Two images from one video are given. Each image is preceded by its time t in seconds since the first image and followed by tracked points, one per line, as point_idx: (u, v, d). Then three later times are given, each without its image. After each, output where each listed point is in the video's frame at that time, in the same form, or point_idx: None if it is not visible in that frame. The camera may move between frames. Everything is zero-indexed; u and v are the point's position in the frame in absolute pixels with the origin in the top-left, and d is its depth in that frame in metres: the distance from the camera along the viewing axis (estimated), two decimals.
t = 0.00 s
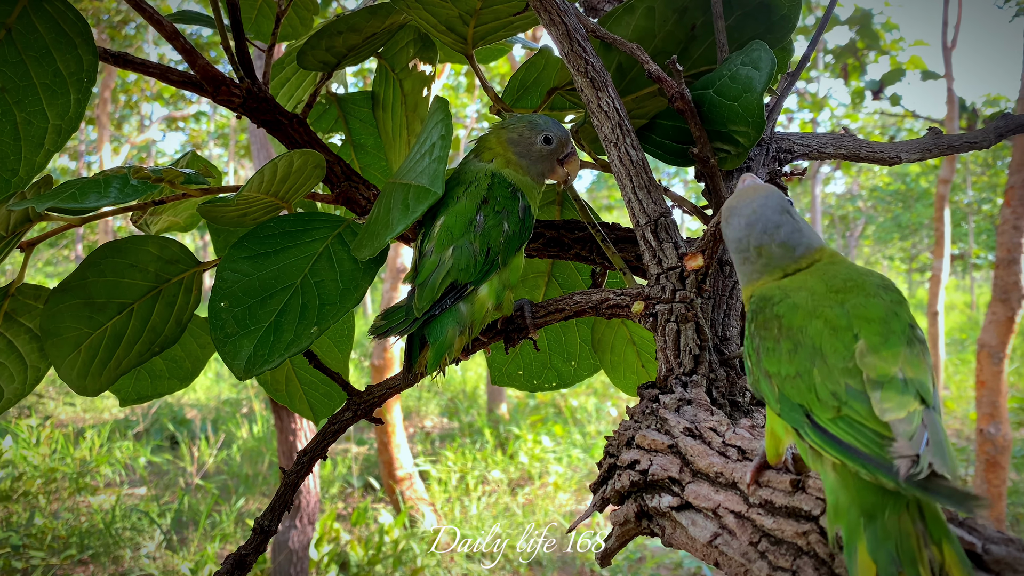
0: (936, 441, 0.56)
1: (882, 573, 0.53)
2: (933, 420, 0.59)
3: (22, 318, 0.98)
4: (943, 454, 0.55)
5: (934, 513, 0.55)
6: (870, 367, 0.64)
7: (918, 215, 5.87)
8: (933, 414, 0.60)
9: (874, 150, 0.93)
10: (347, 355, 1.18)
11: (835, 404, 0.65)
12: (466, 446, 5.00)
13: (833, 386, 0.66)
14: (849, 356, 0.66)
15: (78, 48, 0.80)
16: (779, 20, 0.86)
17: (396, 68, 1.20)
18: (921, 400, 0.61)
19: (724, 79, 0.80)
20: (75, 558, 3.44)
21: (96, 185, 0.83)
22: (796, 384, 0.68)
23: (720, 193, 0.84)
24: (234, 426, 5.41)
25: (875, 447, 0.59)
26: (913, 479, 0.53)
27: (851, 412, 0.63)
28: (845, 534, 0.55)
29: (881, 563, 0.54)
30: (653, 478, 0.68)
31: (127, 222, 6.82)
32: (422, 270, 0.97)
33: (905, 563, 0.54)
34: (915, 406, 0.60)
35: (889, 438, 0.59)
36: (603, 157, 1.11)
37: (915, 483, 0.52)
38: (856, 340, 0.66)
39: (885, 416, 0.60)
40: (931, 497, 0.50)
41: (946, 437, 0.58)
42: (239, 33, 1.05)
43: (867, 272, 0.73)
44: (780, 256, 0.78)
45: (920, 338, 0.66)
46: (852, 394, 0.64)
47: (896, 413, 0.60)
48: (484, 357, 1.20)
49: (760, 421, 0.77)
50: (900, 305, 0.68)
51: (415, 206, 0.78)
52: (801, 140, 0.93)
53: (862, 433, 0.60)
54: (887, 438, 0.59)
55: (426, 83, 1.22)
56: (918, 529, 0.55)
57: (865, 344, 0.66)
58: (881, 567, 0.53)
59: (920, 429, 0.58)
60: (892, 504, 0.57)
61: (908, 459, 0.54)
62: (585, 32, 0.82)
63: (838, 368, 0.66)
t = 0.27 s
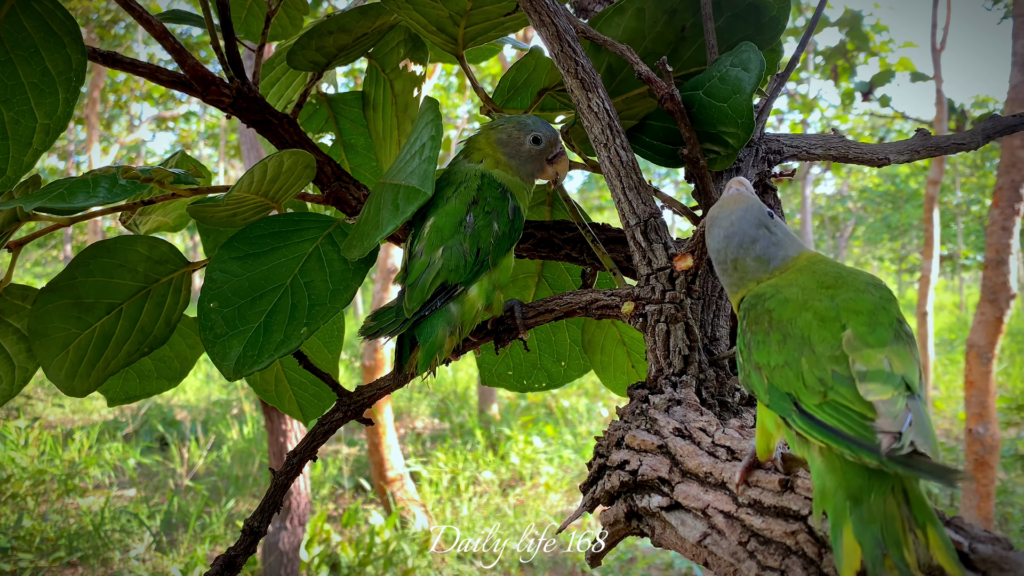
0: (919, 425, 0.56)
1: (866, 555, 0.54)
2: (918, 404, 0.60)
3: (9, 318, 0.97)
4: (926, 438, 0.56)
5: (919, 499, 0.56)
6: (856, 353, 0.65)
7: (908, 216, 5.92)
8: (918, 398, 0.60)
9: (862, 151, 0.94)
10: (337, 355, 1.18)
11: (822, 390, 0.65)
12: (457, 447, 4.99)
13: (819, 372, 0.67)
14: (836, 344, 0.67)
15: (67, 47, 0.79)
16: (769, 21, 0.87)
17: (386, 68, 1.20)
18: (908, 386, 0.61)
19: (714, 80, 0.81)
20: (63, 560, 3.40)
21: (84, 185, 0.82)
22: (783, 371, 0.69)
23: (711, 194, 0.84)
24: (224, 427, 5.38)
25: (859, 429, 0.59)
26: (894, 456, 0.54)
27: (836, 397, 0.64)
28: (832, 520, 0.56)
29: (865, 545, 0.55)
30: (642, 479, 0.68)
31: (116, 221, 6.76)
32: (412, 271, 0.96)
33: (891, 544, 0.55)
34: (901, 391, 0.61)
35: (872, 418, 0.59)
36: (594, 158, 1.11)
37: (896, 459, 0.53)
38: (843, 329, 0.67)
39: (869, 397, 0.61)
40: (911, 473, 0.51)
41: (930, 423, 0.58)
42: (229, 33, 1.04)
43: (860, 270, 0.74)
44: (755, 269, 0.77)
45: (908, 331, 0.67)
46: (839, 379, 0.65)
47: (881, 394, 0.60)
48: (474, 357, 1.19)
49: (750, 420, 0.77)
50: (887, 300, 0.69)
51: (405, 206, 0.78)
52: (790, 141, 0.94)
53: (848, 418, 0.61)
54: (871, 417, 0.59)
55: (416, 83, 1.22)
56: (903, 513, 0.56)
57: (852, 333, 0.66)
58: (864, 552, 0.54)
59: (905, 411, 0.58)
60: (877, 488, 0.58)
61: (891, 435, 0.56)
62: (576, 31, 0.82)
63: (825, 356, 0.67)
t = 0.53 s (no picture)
0: (922, 426, 0.56)
1: (874, 560, 0.54)
2: (918, 405, 0.60)
3: None
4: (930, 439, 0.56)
5: (926, 501, 0.56)
6: (854, 357, 0.65)
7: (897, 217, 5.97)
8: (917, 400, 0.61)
9: (856, 152, 0.94)
10: (331, 356, 1.17)
11: (821, 396, 0.65)
12: (449, 448, 4.98)
13: (819, 377, 0.66)
14: (833, 348, 0.67)
15: (58, 45, 0.78)
16: (765, 21, 0.87)
17: (380, 67, 1.19)
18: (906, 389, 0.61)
19: (711, 80, 0.81)
20: (53, 562, 3.37)
21: (76, 184, 0.81)
22: (781, 377, 0.69)
23: (706, 195, 0.84)
24: (215, 429, 5.34)
25: (864, 436, 0.59)
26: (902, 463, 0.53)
27: (836, 402, 0.64)
28: (839, 524, 0.55)
29: (873, 551, 0.54)
30: (639, 479, 0.68)
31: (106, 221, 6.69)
32: (407, 271, 0.96)
33: (900, 548, 0.54)
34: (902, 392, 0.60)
35: (877, 424, 0.59)
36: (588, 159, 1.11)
37: (905, 464, 0.53)
38: (839, 332, 0.67)
39: (871, 403, 0.60)
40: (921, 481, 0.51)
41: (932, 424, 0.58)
42: (222, 31, 1.03)
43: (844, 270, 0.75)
44: (760, 264, 0.77)
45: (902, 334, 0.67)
46: (839, 384, 0.65)
47: (882, 398, 0.60)
48: (468, 358, 1.19)
49: (746, 421, 0.77)
50: (879, 301, 0.69)
51: (401, 206, 0.77)
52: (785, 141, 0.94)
53: (849, 421, 0.61)
54: (875, 425, 0.59)
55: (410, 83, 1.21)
56: (910, 515, 0.55)
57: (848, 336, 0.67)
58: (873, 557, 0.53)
59: (906, 413, 0.58)
60: (882, 491, 0.57)
61: (898, 443, 0.55)
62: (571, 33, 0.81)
63: (823, 361, 0.67)
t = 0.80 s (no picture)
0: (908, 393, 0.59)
1: (860, 524, 0.56)
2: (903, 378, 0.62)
3: None
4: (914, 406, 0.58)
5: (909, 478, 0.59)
6: (843, 334, 0.67)
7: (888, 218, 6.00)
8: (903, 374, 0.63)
9: (848, 152, 0.94)
10: (323, 356, 1.16)
11: (810, 369, 0.67)
12: (441, 449, 4.96)
13: (808, 354, 0.68)
14: (822, 329, 0.69)
15: (47, 45, 0.77)
16: (756, 21, 0.87)
17: (372, 67, 1.19)
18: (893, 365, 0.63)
19: (702, 79, 0.81)
20: (43, 565, 3.34)
21: (66, 184, 0.80)
22: (771, 357, 0.70)
23: (698, 193, 0.84)
24: (206, 430, 5.30)
25: (850, 400, 0.61)
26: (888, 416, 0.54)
27: (825, 373, 0.65)
28: (823, 495, 0.57)
29: (857, 516, 0.56)
30: (632, 479, 0.67)
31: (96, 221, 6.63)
32: (400, 271, 0.95)
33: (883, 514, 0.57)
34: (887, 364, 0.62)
35: (863, 388, 0.61)
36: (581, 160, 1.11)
37: (891, 419, 0.53)
38: (828, 315, 0.69)
39: (858, 368, 0.63)
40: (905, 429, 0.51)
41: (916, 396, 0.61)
42: (212, 31, 1.02)
43: (821, 281, 0.75)
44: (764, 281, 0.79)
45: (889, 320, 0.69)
46: (827, 360, 0.66)
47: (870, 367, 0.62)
48: (461, 358, 1.19)
49: (739, 420, 0.77)
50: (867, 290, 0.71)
51: (392, 206, 0.77)
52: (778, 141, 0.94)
53: (836, 392, 0.62)
54: (861, 390, 0.61)
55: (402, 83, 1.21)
56: (893, 486, 0.59)
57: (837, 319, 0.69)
58: (857, 523, 0.55)
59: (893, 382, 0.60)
60: (865, 460, 0.60)
61: (887, 394, 0.59)
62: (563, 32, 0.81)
63: (812, 340, 0.69)
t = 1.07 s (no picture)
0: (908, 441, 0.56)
1: (856, 565, 0.54)
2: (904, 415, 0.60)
3: None
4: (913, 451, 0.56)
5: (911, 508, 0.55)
6: (842, 363, 0.65)
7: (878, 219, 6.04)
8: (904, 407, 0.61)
9: (838, 153, 0.95)
10: (316, 357, 1.16)
11: (808, 403, 0.66)
12: (434, 451, 4.95)
13: (806, 383, 0.67)
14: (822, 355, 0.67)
15: (38, 45, 0.76)
16: (748, 23, 0.87)
17: (364, 68, 1.19)
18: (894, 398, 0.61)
19: (694, 81, 0.81)
20: (34, 568, 3.29)
21: (58, 185, 0.79)
22: (769, 379, 0.70)
23: (691, 195, 0.84)
24: (198, 432, 5.27)
25: (847, 446, 0.59)
26: (886, 479, 0.53)
27: (822, 409, 0.64)
28: (822, 532, 0.55)
29: (854, 557, 0.54)
30: (625, 479, 0.68)
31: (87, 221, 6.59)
32: (393, 271, 0.95)
33: (883, 554, 0.54)
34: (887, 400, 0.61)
35: (862, 435, 0.59)
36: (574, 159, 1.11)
37: (887, 483, 0.52)
38: (829, 337, 0.68)
39: (858, 412, 0.61)
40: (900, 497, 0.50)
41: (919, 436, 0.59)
42: (205, 31, 1.02)
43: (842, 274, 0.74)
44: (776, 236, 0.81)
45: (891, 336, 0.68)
46: (825, 392, 0.65)
47: (869, 410, 0.60)
48: (454, 359, 1.18)
49: (731, 421, 0.77)
50: (870, 305, 0.70)
51: (385, 208, 0.77)
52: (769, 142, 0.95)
53: (833, 430, 0.61)
54: (861, 435, 0.59)
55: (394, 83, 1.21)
56: (893, 522, 0.55)
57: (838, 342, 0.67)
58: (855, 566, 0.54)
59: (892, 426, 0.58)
60: (866, 497, 0.57)
61: (882, 457, 0.55)
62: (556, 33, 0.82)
63: (811, 367, 0.67)
